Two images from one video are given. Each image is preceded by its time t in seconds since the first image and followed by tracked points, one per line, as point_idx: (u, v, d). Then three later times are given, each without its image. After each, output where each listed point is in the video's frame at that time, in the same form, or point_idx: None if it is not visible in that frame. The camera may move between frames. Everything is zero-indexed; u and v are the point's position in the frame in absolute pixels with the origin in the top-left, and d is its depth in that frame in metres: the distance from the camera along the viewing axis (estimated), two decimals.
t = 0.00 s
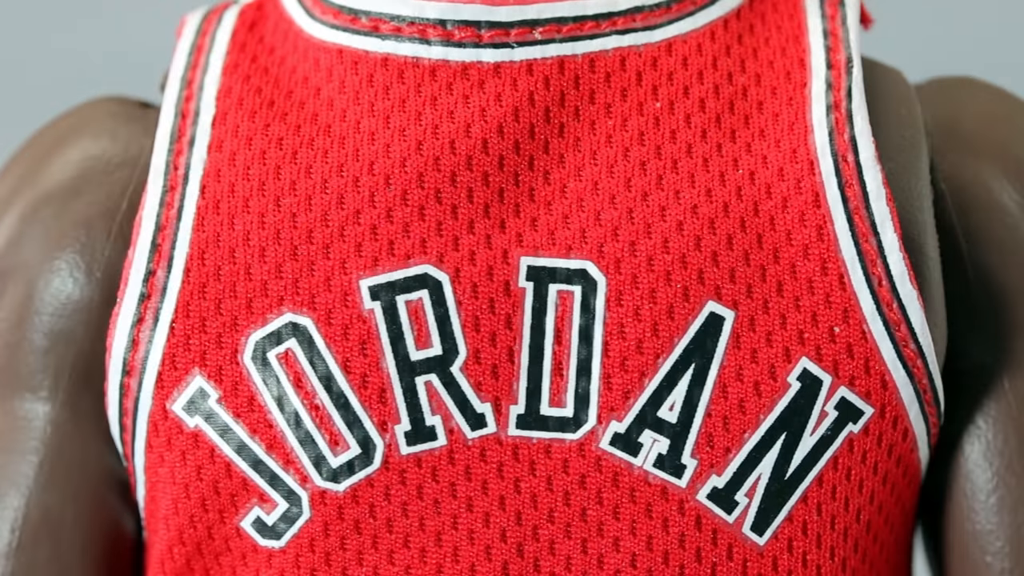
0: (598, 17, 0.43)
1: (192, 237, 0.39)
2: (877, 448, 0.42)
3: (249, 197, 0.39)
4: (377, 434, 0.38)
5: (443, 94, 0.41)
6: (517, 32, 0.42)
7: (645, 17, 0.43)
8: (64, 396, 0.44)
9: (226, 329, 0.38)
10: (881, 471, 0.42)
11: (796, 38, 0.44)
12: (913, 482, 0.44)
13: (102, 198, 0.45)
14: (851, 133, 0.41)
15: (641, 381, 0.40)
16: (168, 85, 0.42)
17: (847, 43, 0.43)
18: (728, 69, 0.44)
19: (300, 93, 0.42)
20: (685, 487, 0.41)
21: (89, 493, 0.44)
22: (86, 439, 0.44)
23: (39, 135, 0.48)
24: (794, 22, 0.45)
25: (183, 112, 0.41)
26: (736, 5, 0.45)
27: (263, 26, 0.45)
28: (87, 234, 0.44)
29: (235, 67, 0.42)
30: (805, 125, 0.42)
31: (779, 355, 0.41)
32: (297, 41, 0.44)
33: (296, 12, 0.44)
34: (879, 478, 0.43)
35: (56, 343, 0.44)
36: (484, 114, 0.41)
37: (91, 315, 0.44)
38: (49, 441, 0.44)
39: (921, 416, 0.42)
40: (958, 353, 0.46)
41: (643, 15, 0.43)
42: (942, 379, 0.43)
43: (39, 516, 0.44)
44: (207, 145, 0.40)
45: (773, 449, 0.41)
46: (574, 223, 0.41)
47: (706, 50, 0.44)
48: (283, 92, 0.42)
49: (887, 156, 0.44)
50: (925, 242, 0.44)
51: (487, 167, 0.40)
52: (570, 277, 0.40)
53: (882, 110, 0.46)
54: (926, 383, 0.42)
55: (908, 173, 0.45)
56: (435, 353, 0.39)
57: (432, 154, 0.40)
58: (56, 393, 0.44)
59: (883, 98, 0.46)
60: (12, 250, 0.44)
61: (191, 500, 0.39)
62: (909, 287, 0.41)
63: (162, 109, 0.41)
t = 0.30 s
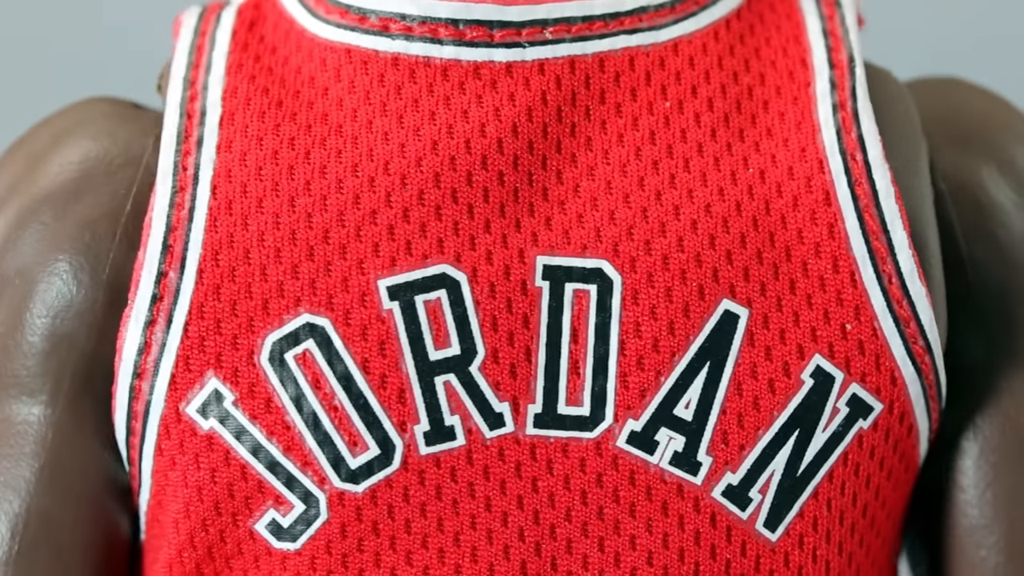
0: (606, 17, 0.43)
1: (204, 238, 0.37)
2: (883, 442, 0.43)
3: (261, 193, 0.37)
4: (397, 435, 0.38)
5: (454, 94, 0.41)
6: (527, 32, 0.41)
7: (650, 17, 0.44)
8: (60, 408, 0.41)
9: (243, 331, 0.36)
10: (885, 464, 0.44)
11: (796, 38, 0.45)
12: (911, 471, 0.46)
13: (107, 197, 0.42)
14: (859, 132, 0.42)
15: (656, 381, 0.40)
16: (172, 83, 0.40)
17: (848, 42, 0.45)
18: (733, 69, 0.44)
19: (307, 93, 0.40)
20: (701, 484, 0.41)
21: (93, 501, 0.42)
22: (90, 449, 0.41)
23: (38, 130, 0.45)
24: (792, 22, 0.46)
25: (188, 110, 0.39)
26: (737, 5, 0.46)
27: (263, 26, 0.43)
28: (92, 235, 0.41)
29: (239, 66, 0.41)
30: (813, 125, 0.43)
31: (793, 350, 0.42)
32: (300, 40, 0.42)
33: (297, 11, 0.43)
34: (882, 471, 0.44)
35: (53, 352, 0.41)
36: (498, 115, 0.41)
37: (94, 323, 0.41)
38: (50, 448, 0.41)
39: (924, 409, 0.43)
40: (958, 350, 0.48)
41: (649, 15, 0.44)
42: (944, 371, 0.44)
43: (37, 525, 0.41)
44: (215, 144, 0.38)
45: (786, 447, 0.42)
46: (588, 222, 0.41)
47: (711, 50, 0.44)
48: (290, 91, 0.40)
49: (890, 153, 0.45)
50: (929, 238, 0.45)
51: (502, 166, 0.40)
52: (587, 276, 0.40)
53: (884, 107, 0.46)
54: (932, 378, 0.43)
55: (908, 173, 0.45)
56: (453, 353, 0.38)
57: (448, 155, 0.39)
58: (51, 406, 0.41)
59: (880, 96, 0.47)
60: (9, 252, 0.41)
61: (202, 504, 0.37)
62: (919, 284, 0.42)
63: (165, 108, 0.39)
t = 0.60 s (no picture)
0: (611, 17, 0.43)
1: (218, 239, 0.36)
2: (887, 438, 0.44)
3: (273, 194, 0.37)
4: (415, 435, 0.38)
5: (464, 94, 0.40)
6: (536, 32, 0.41)
7: (653, 17, 0.44)
8: (63, 415, 0.38)
9: (258, 332, 0.36)
10: (886, 458, 0.45)
11: (793, 39, 0.46)
12: (907, 465, 0.47)
13: (112, 197, 0.39)
14: (862, 131, 0.44)
15: (669, 380, 0.41)
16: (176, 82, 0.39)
17: (845, 43, 0.46)
18: (734, 68, 0.45)
19: (315, 93, 0.40)
20: (712, 482, 0.41)
21: (95, 514, 0.39)
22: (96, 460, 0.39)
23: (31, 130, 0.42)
24: (787, 23, 0.47)
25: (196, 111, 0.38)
26: (734, 6, 0.47)
27: (263, 25, 0.42)
28: (97, 236, 0.39)
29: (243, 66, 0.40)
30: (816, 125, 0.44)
31: (802, 348, 0.42)
32: (304, 40, 0.41)
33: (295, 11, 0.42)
34: (882, 465, 0.45)
35: (55, 357, 0.38)
36: (509, 115, 0.40)
37: (101, 332, 0.38)
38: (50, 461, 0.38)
39: (926, 403, 0.45)
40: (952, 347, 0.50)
41: (652, 16, 0.44)
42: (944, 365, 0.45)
43: (37, 538, 0.38)
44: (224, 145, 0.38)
45: (795, 444, 0.42)
46: (600, 222, 0.40)
47: (712, 50, 0.45)
48: (297, 91, 0.39)
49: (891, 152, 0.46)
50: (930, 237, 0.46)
51: (515, 166, 0.40)
52: (600, 275, 0.40)
53: (881, 107, 0.47)
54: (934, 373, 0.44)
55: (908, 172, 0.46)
56: (470, 353, 0.38)
57: (461, 155, 0.39)
58: (54, 413, 0.38)
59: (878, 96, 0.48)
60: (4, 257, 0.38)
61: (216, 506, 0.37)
62: (923, 281, 0.43)
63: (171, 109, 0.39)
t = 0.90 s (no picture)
0: (615, 17, 0.43)
1: (233, 240, 0.36)
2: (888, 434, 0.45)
3: (287, 194, 0.37)
4: (432, 436, 0.38)
5: (475, 93, 0.40)
6: (543, 32, 0.41)
7: (655, 17, 0.44)
8: (69, 421, 0.36)
9: (275, 333, 0.36)
10: (886, 454, 0.46)
11: (788, 39, 0.47)
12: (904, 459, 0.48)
13: (121, 197, 0.37)
14: (862, 130, 0.44)
15: (679, 378, 0.41)
16: (181, 79, 0.38)
17: (841, 43, 0.46)
18: (735, 68, 0.45)
19: (322, 93, 0.39)
20: (722, 480, 0.42)
21: (102, 525, 0.37)
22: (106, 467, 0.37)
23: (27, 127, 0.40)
24: (780, 22, 0.48)
25: (204, 111, 0.38)
26: (730, 5, 0.47)
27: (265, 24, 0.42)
28: (106, 236, 0.37)
29: (250, 67, 0.39)
30: (817, 124, 0.45)
31: (809, 347, 0.43)
32: (309, 40, 0.41)
33: (297, 12, 0.42)
34: (882, 462, 0.46)
35: (61, 359, 0.36)
36: (520, 116, 0.40)
37: (110, 331, 0.36)
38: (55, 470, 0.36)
39: (924, 397, 0.46)
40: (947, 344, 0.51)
41: (654, 16, 0.44)
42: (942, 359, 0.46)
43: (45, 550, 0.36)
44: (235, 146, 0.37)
45: (803, 441, 0.43)
46: (610, 221, 0.41)
47: (713, 50, 0.45)
48: (304, 92, 0.39)
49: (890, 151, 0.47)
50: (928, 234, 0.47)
51: (527, 165, 0.40)
52: (611, 275, 0.40)
53: (877, 105, 0.48)
54: (933, 368, 0.45)
55: (905, 171, 0.47)
56: (485, 352, 0.38)
57: (475, 154, 0.39)
58: (60, 416, 0.36)
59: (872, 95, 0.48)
60: (4, 260, 0.36)
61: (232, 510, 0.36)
62: (923, 278, 0.44)
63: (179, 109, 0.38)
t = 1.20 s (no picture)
0: (618, 17, 0.43)
1: (249, 241, 0.35)
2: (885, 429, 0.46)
3: (303, 194, 0.36)
4: (450, 436, 0.38)
5: (484, 92, 0.40)
6: (550, 31, 0.41)
7: (654, 17, 0.44)
8: (77, 426, 0.35)
9: (293, 334, 0.36)
10: (881, 449, 0.47)
11: (780, 39, 0.47)
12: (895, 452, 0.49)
13: (130, 198, 0.36)
14: (857, 129, 0.45)
15: (688, 375, 0.41)
16: (187, 80, 0.37)
17: (831, 43, 0.47)
18: (733, 67, 0.45)
19: (331, 92, 0.38)
20: (728, 477, 0.42)
21: (106, 532, 0.35)
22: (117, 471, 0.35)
23: (25, 125, 0.38)
24: (770, 22, 0.48)
25: (214, 111, 0.37)
26: (723, 5, 0.47)
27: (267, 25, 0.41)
28: (117, 238, 0.35)
29: (256, 66, 0.39)
30: (813, 124, 0.45)
31: (812, 345, 0.43)
32: (313, 40, 0.40)
33: (298, 11, 0.41)
34: (877, 457, 0.47)
35: (69, 362, 0.34)
36: (530, 115, 0.40)
37: (121, 335, 0.35)
38: (63, 476, 0.34)
39: (918, 392, 0.46)
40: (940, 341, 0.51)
41: (652, 16, 0.44)
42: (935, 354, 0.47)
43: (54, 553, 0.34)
44: (247, 144, 0.37)
45: (805, 439, 0.43)
46: (618, 220, 0.41)
47: (710, 50, 0.45)
48: (312, 92, 0.38)
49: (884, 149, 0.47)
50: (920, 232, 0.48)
51: (538, 165, 0.40)
52: (621, 274, 0.40)
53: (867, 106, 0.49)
54: (927, 363, 0.46)
55: (897, 169, 0.48)
56: (500, 352, 0.38)
57: (488, 154, 0.39)
58: (70, 421, 0.34)
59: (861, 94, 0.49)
60: (8, 264, 0.34)
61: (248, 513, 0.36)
62: (919, 275, 0.45)
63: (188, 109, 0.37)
